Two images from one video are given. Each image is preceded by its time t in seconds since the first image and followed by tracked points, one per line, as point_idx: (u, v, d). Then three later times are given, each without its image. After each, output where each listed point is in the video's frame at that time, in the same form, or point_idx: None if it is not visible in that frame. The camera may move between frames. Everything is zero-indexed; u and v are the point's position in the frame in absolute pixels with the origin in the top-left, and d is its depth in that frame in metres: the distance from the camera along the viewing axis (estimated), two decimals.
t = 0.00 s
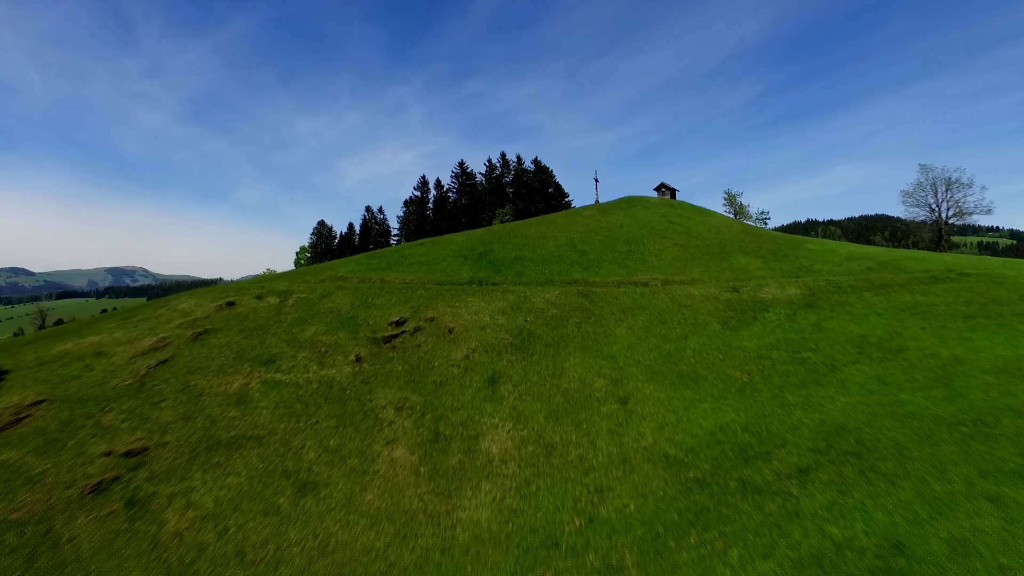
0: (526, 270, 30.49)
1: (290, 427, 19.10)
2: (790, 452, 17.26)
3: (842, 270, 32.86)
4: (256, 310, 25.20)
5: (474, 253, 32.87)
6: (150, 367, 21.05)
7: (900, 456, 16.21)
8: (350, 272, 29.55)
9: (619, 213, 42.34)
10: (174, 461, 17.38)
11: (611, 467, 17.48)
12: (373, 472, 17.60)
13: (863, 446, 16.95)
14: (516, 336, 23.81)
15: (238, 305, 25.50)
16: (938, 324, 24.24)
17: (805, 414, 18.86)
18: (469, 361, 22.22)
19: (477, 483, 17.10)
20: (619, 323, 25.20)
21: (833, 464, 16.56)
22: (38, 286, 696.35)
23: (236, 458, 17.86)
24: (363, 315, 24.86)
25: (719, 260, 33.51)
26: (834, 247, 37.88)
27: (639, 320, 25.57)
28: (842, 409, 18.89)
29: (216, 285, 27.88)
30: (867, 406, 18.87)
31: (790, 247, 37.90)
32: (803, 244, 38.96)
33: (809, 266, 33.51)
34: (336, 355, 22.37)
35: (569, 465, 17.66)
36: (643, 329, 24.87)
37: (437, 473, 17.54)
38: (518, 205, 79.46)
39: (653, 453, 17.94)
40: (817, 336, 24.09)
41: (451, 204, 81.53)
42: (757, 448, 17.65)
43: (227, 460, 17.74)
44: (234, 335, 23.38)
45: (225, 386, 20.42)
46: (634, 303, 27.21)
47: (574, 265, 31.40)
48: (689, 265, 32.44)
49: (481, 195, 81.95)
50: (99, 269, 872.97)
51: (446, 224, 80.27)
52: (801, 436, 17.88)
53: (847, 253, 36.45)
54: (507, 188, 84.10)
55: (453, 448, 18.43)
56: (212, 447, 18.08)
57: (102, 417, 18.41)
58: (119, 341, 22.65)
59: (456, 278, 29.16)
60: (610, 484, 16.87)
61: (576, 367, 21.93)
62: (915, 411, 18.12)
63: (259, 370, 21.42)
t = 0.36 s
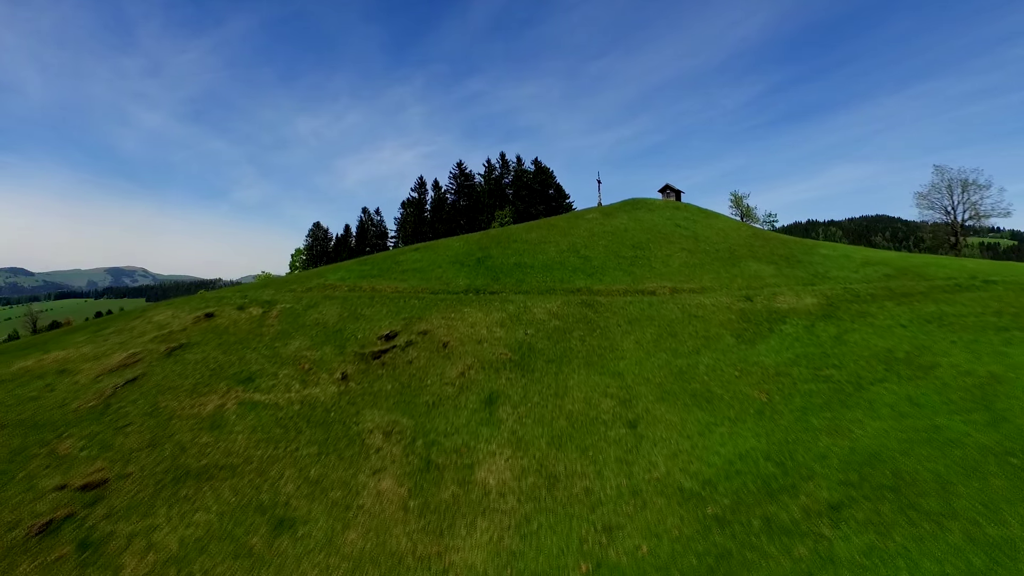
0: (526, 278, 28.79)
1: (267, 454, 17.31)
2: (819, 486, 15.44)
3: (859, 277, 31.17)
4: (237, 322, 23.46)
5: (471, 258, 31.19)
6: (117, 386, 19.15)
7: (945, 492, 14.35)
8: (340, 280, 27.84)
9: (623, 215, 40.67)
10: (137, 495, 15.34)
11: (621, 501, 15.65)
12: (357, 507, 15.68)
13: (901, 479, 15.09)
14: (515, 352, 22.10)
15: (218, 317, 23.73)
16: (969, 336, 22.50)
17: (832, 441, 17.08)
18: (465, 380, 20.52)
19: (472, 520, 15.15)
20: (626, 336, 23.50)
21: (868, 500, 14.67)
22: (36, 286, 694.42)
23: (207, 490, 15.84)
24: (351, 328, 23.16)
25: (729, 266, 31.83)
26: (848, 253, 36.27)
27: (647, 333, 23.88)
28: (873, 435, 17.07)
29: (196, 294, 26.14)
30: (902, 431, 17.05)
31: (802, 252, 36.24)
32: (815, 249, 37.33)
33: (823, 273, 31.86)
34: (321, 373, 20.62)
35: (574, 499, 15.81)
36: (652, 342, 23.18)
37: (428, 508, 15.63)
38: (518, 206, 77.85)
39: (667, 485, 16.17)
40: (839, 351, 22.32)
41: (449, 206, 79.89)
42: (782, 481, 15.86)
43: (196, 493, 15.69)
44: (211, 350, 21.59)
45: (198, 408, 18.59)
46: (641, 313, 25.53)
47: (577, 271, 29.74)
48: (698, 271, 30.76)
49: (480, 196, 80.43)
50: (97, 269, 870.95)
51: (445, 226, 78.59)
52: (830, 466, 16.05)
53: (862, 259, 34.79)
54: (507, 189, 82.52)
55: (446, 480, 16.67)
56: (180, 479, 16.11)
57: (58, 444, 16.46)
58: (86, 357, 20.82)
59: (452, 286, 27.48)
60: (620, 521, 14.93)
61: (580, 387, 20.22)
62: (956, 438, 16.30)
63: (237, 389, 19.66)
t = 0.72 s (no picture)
0: (526, 287, 27.11)
1: (240, 489, 15.44)
2: (856, 528, 13.59)
3: (878, 285, 29.45)
4: (214, 337, 21.74)
5: (468, 266, 29.53)
6: (79, 411, 17.33)
7: (1003, 540, 12.45)
8: (328, 291, 26.18)
9: (627, 219, 39.01)
10: (90, 540, 13.30)
11: (633, 545, 13.66)
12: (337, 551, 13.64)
13: (950, 523, 13.18)
14: (515, 371, 20.40)
15: (195, 331, 22.00)
16: (1006, 352, 20.74)
17: (867, 475, 15.28)
18: (460, 403, 18.82)
19: (466, 567, 13.09)
20: (633, 353, 21.83)
21: (913, 547, 12.72)
22: (34, 287, 691.91)
23: (170, 533, 13.82)
24: (338, 344, 21.48)
25: (741, 274, 30.16)
26: (864, 259, 34.56)
27: (656, 349, 22.19)
28: (911, 469, 15.21)
29: (173, 307, 24.43)
30: (945, 464, 15.20)
31: (815, 259, 34.55)
32: (829, 254, 35.62)
33: (840, 281, 30.18)
34: (303, 395, 18.90)
35: (580, 541, 13.85)
36: (662, 360, 21.52)
37: (415, 552, 13.63)
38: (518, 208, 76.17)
39: (684, 525, 14.33)
40: (865, 369, 20.50)
41: (448, 208, 78.22)
42: (814, 522, 14.00)
43: (157, 536, 13.65)
44: (185, 368, 19.81)
45: (167, 436, 16.79)
46: (649, 327, 23.86)
47: (580, 280, 28.08)
48: (708, 280, 29.08)
49: (479, 198, 78.79)
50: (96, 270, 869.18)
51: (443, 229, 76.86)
52: (865, 506, 14.20)
53: (880, 265, 33.06)
54: (506, 191, 80.90)
55: (437, 519, 14.74)
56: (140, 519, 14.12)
57: (4, 480, 14.60)
58: (49, 377, 19.08)
59: (447, 296, 25.82)
60: (632, 570, 12.91)
61: (585, 410, 18.53)
62: (1007, 474, 14.46)
63: (210, 413, 17.88)
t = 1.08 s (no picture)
0: (527, 298, 25.50)
1: (208, 532, 13.28)
2: None
3: (899, 295, 27.80)
4: (190, 355, 20.06)
5: (466, 275, 27.91)
6: (32, 441, 15.56)
7: None
8: (316, 303, 24.55)
9: (632, 224, 37.41)
10: None
11: None
12: None
13: None
14: (514, 393, 18.75)
15: (169, 348, 20.34)
16: None
17: (910, 518, 13.51)
18: (454, 430, 17.16)
19: None
20: (642, 372, 20.19)
21: None
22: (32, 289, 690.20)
23: None
24: (324, 363, 19.85)
25: (753, 283, 28.54)
26: (881, 266, 32.94)
27: (666, 368, 20.57)
28: (960, 511, 13.46)
29: (148, 321, 22.78)
30: (997, 506, 13.47)
31: (830, 265, 32.91)
32: (844, 261, 34.00)
33: (858, 290, 28.56)
34: (282, 422, 17.20)
35: None
36: (674, 381, 19.86)
37: None
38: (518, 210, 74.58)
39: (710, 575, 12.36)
40: (895, 391, 18.74)
41: (447, 210, 76.61)
42: None
43: None
44: (155, 391, 18.04)
45: (129, 469, 14.93)
46: (659, 342, 22.20)
47: (584, 290, 26.47)
48: (719, 289, 27.45)
49: (478, 201, 77.25)
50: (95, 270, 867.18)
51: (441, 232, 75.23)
52: (911, 556, 12.44)
53: (898, 273, 31.43)
54: (506, 193, 79.36)
55: (428, 568, 12.61)
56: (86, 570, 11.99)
57: None
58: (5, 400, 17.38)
59: (442, 309, 24.21)
60: None
61: (591, 439, 16.86)
62: None
63: (180, 443, 16.15)
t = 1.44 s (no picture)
0: (528, 311, 23.87)
1: None
2: None
3: (923, 306, 26.17)
4: (161, 377, 18.39)
5: (463, 285, 26.27)
6: None
7: None
8: (302, 317, 22.92)
9: (638, 229, 35.78)
10: None
11: None
12: None
13: None
14: (515, 422, 17.11)
15: (139, 370, 18.69)
16: None
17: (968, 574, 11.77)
18: (448, 464, 15.50)
19: None
20: (653, 396, 18.57)
21: None
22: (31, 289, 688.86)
23: None
24: (307, 386, 18.24)
25: (768, 294, 26.91)
26: (900, 274, 31.29)
27: (680, 391, 18.94)
28: None
29: (120, 337, 21.14)
30: None
31: (847, 273, 31.27)
32: (861, 269, 32.35)
33: (879, 301, 26.94)
34: (259, 456, 15.49)
35: None
36: (688, 406, 18.22)
37: None
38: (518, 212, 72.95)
39: None
40: (933, 419, 17.05)
41: (445, 212, 74.99)
42: None
43: None
44: (119, 420, 16.31)
45: (82, 514, 13.04)
46: (671, 361, 20.56)
47: (588, 302, 24.84)
48: (732, 301, 25.84)
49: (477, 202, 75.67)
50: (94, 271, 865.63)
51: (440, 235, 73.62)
52: None
53: (920, 282, 29.78)
54: (506, 195, 77.73)
55: None
56: None
57: None
58: None
59: (437, 323, 22.60)
60: None
61: (599, 476, 15.19)
62: None
63: (142, 481, 14.29)
